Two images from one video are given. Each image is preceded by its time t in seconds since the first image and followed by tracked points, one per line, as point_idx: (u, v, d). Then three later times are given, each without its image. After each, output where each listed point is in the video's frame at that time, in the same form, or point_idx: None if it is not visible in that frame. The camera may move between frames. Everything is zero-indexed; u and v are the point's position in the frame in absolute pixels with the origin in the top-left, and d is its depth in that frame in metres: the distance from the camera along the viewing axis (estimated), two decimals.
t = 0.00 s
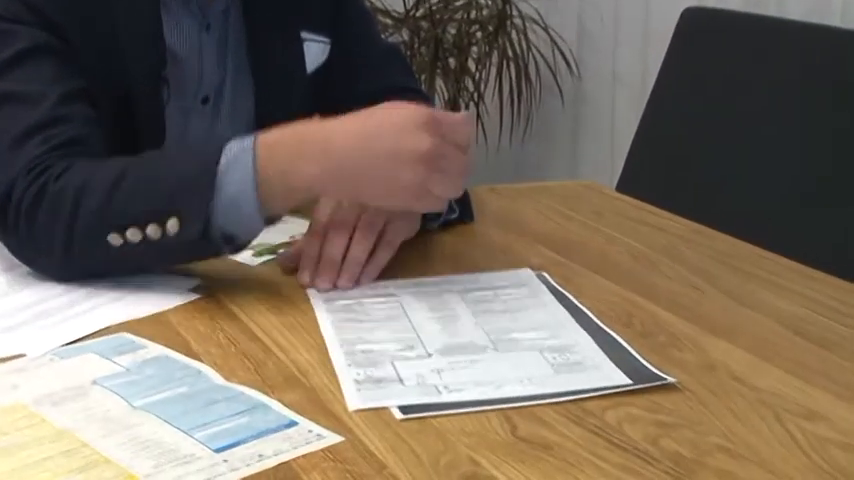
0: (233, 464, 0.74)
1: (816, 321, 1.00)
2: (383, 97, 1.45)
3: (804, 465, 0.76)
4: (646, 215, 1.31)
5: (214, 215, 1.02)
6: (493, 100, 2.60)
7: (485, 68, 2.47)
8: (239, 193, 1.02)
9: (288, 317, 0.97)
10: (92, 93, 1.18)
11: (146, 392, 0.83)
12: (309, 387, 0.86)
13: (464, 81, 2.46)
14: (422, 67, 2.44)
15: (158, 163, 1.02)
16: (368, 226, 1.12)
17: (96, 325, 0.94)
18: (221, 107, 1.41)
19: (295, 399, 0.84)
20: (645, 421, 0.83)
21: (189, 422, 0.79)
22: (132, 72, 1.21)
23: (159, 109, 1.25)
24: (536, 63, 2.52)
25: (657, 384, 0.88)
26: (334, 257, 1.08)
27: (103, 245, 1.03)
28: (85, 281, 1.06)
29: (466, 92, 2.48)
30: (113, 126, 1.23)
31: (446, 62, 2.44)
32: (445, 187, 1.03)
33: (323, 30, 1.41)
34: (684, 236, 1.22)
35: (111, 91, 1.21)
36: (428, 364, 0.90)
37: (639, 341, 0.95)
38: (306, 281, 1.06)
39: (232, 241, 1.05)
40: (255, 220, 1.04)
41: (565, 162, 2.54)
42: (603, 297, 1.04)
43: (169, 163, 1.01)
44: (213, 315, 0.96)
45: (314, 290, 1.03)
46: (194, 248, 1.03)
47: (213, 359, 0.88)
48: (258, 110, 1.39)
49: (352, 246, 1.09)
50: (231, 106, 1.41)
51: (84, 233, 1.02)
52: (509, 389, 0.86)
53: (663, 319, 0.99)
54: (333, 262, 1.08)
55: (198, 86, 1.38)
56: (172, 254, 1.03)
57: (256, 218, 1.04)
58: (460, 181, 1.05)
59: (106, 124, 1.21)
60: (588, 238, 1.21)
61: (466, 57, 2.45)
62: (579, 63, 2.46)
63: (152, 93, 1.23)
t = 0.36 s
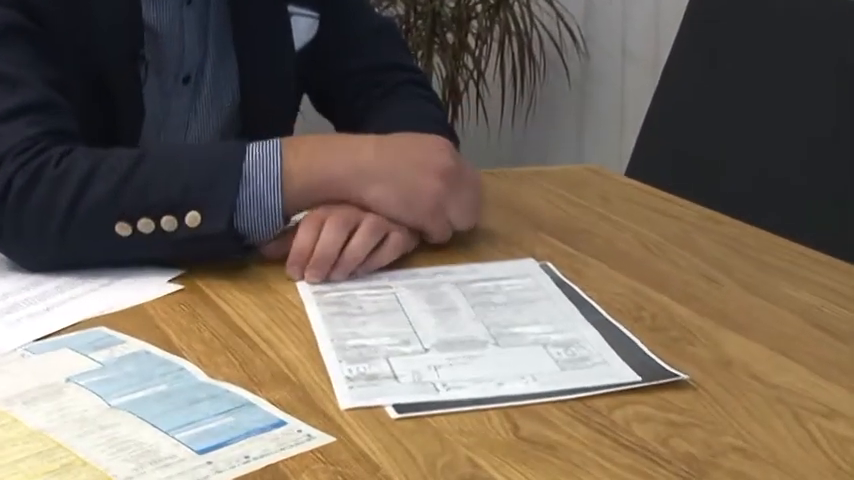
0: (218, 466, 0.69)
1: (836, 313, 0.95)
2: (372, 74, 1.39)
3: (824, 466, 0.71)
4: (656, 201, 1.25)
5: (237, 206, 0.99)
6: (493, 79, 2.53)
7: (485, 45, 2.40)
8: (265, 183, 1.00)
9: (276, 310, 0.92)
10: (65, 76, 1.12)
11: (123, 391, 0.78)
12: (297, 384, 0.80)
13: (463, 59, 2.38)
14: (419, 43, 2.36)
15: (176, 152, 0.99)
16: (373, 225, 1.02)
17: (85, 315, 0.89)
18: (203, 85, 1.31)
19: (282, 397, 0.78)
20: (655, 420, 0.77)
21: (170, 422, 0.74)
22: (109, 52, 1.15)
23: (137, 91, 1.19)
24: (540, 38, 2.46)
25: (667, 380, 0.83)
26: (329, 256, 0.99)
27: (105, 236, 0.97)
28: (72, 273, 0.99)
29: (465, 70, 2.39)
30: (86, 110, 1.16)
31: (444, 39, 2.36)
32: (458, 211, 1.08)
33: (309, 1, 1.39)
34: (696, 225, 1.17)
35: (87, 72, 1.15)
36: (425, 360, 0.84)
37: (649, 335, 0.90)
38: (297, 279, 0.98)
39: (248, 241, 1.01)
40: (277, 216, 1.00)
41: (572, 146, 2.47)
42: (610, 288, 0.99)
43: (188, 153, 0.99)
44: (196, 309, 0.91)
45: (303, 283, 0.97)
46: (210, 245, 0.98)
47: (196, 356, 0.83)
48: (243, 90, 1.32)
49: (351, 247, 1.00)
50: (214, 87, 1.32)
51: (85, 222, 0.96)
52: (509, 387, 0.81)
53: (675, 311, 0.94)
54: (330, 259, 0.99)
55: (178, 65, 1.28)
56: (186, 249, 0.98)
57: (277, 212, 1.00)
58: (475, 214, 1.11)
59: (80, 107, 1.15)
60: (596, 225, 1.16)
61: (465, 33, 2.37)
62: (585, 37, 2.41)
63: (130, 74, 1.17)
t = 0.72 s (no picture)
0: (200, 468, 0.64)
1: None
2: (363, 48, 1.33)
3: (848, 467, 0.66)
4: (667, 186, 1.19)
5: (221, 193, 0.93)
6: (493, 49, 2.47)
7: (485, 17, 2.33)
8: (251, 169, 0.94)
9: (262, 301, 0.86)
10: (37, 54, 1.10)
11: (99, 388, 0.73)
12: (285, 379, 0.75)
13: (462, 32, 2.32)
14: (416, 16, 2.29)
15: (158, 137, 0.93)
16: (368, 213, 0.97)
17: (55, 308, 0.84)
18: (183, 59, 1.28)
19: (268, 393, 0.73)
20: (667, 418, 0.72)
21: (148, 420, 0.69)
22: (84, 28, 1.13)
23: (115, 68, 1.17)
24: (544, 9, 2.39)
25: (680, 376, 0.77)
26: (320, 245, 0.94)
27: (77, 222, 0.91)
28: (44, 262, 0.93)
29: (465, 43, 2.33)
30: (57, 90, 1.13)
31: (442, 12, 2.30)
32: (456, 200, 1.03)
33: None
34: (710, 211, 1.11)
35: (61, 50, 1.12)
36: (421, 354, 0.79)
37: (661, 327, 0.85)
38: (286, 269, 0.93)
39: (232, 230, 0.96)
40: (264, 205, 0.95)
41: (580, 126, 2.42)
42: (619, 277, 0.93)
43: (168, 136, 0.93)
44: (177, 299, 0.86)
45: (291, 272, 0.92)
46: (192, 234, 0.93)
47: (176, 350, 0.78)
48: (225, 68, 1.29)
49: (345, 235, 0.95)
50: (194, 62, 1.29)
51: (58, 208, 0.91)
52: (511, 383, 0.76)
53: (687, 302, 0.89)
54: (323, 249, 0.94)
55: (156, 39, 1.25)
56: (165, 238, 0.93)
57: (264, 201, 0.95)
58: (474, 202, 1.06)
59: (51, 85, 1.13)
60: (604, 210, 1.10)
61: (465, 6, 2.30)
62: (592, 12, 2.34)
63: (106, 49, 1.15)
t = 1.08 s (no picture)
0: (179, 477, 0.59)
1: None
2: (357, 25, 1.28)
3: None
4: (677, 174, 1.14)
5: (201, 182, 0.88)
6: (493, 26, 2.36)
7: None
8: (233, 156, 0.89)
9: (246, 297, 0.81)
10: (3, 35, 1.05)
11: (70, 391, 0.68)
12: (269, 381, 0.70)
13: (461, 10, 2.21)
14: None
15: (133, 122, 0.88)
16: (359, 205, 0.92)
17: (21, 306, 0.79)
18: (159, 40, 1.24)
19: (252, 396, 0.68)
20: (679, 423, 0.67)
21: (123, 426, 0.64)
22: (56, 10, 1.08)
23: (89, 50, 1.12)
24: None
25: (694, 377, 0.72)
26: (308, 238, 0.89)
27: (48, 213, 0.87)
28: (13, 256, 0.88)
29: (463, 22, 2.22)
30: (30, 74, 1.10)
31: None
32: (455, 189, 0.98)
33: None
34: (722, 201, 1.06)
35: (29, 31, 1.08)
36: (414, 354, 0.74)
37: (672, 325, 0.79)
38: (272, 263, 0.88)
39: (213, 223, 0.91)
40: (248, 195, 0.91)
41: (587, 110, 2.35)
42: (626, 272, 0.88)
43: (145, 121, 0.89)
44: (154, 296, 0.81)
45: (277, 267, 0.87)
46: (171, 227, 0.88)
47: (154, 350, 0.73)
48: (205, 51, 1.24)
49: (334, 227, 0.90)
50: (171, 42, 1.25)
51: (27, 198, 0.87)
52: (513, 386, 0.71)
53: (700, 298, 0.84)
54: (312, 242, 0.89)
55: (132, 18, 1.21)
56: (143, 230, 0.88)
57: (248, 191, 0.90)
58: (473, 192, 1.00)
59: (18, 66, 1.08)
60: (611, 200, 1.05)
61: None
62: None
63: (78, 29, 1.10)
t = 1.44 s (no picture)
0: None
1: None
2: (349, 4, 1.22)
3: None
4: (688, 161, 1.09)
5: (180, 169, 0.84)
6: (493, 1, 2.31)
7: None
8: (214, 142, 0.84)
9: (228, 293, 0.77)
10: None
11: (40, 394, 0.63)
12: (253, 382, 0.66)
13: None
14: None
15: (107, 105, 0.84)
16: (349, 195, 0.87)
17: None
18: (133, 17, 1.19)
19: (236, 399, 0.64)
20: (693, 427, 0.62)
21: (97, 431, 0.59)
22: None
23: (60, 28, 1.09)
24: None
25: (708, 378, 0.67)
26: (296, 229, 0.84)
27: (15, 202, 0.81)
28: None
29: None
30: None
31: None
32: (452, 177, 0.93)
33: None
34: (737, 190, 1.01)
35: None
36: (408, 354, 0.70)
37: (686, 323, 0.75)
38: (256, 257, 0.83)
39: (193, 213, 0.86)
40: (230, 184, 0.86)
41: (595, 92, 2.28)
42: (636, 265, 0.83)
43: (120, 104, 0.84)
44: (131, 291, 0.76)
45: (262, 261, 0.82)
46: (148, 217, 0.83)
47: (130, 349, 0.68)
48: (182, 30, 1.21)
49: (323, 218, 0.85)
50: (146, 20, 1.20)
51: None
52: (515, 388, 0.66)
53: (714, 293, 0.79)
54: (299, 235, 0.84)
55: None
56: (117, 221, 0.83)
57: (230, 179, 0.86)
58: (471, 180, 0.96)
59: None
60: (620, 189, 1.00)
61: None
62: None
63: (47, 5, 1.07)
